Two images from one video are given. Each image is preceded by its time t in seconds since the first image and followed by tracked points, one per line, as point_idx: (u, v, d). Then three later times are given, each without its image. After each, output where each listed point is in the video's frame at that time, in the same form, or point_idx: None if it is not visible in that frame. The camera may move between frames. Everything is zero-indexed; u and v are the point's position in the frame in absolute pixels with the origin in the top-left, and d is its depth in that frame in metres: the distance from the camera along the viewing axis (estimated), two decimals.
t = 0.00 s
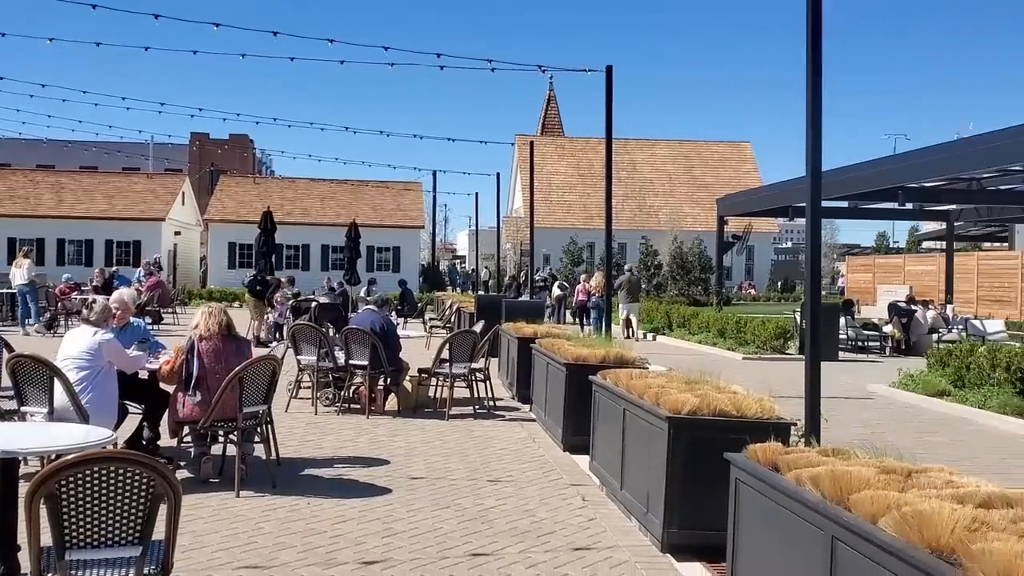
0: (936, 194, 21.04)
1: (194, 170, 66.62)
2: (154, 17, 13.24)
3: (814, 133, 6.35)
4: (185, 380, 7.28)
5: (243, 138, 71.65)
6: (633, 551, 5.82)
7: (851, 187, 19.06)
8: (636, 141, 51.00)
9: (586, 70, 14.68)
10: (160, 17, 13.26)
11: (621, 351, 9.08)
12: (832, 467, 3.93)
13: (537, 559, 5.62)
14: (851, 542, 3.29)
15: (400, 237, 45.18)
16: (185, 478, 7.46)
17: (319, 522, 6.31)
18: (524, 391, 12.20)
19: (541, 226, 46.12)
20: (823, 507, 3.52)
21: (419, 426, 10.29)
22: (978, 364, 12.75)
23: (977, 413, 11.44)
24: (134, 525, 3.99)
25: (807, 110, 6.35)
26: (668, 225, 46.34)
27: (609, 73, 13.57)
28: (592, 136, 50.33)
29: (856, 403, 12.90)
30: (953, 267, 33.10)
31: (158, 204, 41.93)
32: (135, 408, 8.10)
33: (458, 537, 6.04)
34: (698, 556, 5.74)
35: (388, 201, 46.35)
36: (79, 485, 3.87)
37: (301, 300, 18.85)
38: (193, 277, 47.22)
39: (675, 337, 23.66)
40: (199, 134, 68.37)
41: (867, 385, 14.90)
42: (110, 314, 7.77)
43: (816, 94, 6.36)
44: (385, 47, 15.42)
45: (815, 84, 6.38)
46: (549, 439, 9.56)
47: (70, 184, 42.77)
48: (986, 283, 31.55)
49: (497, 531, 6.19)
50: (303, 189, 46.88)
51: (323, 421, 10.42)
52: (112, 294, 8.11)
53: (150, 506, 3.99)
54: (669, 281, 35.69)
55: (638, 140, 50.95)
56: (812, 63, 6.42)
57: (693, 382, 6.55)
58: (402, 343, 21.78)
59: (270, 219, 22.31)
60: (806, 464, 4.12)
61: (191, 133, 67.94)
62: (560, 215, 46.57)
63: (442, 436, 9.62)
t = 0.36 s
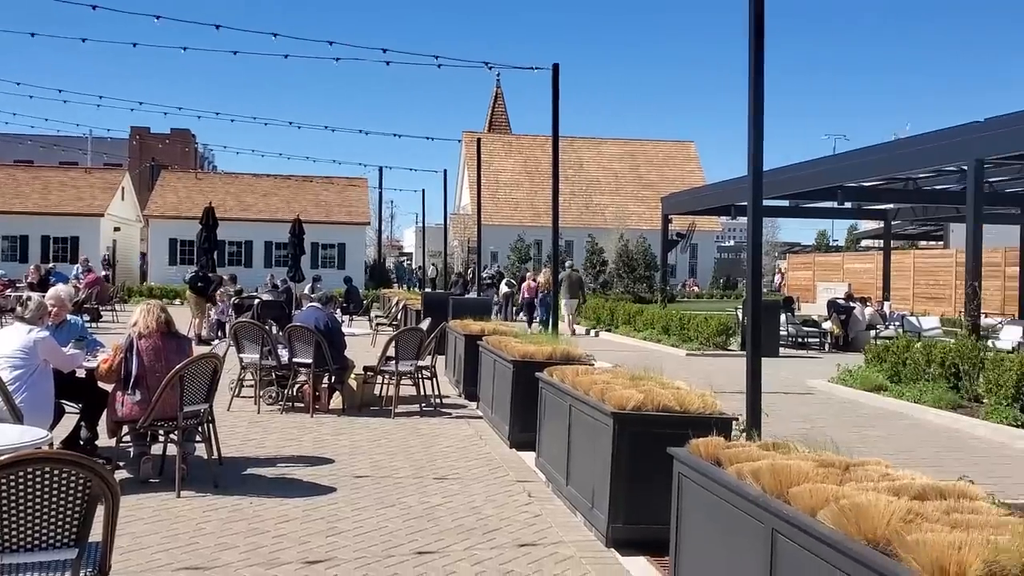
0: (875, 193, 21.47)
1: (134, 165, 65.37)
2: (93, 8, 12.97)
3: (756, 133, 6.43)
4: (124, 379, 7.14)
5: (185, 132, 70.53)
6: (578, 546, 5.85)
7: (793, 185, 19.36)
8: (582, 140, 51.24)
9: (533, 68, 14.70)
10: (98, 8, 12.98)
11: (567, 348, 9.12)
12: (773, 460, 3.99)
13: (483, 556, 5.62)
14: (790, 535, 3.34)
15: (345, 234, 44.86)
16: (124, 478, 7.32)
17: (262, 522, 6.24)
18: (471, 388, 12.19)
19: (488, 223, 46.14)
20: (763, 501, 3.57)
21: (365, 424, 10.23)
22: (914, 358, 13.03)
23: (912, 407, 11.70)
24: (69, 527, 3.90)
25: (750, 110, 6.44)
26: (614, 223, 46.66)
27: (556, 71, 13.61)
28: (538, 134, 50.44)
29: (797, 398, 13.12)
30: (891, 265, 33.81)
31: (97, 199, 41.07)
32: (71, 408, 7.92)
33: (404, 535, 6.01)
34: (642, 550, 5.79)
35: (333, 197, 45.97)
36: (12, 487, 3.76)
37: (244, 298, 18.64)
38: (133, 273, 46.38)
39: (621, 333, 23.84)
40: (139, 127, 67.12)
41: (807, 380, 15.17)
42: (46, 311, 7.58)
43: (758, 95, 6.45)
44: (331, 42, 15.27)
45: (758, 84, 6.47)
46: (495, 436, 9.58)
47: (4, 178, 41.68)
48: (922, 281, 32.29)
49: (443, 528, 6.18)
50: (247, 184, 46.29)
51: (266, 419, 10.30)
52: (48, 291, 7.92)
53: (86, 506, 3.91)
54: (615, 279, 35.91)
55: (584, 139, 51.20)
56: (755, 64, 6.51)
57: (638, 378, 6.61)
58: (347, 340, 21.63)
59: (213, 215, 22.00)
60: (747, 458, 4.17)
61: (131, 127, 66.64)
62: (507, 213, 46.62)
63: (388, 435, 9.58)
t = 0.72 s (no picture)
0: (815, 188, 21.82)
1: (70, 155, 63.87)
2: None
3: (698, 130, 6.49)
4: (59, 374, 6.97)
5: (123, 122, 69.08)
6: (523, 537, 5.87)
7: (735, 180, 19.61)
8: (528, 133, 51.31)
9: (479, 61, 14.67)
10: None
11: (513, 341, 9.13)
12: (714, 450, 4.04)
13: (428, 549, 5.60)
14: (731, 524, 3.39)
15: (288, 227, 44.38)
16: (60, 476, 7.16)
17: (203, 518, 6.15)
18: (416, 382, 12.15)
19: (434, 217, 45.98)
20: (704, 490, 3.61)
21: (308, 419, 10.14)
22: (851, 350, 13.29)
23: (849, 398, 11.94)
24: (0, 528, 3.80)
25: (693, 107, 6.50)
26: (560, 217, 46.80)
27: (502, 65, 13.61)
28: (484, 127, 50.35)
29: (738, 390, 13.32)
30: (830, 259, 34.41)
31: (31, 190, 40.05)
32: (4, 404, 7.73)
33: (348, 530, 5.97)
34: (586, 541, 5.83)
35: (277, 189, 45.44)
36: None
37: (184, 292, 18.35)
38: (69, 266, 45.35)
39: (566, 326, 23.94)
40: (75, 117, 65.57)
41: (748, 372, 15.39)
42: None
43: (701, 91, 6.51)
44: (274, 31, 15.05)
45: (700, 80, 6.53)
46: (441, 430, 9.55)
47: None
48: (860, 274, 32.94)
49: (387, 523, 6.15)
50: (187, 176, 45.52)
51: (208, 415, 10.15)
52: None
53: (19, 505, 3.81)
54: (562, 272, 35.91)
55: (530, 132, 51.27)
56: (698, 60, 6.57)
57: (583, 371, 6.64)
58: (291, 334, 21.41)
59: (152, 208, 21.60)
60: (689, 448, 4.22)
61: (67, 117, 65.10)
62: (453, 206, 46.50)
63: (332, 429, 9.50)
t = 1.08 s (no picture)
0: (762, 185, 22.08)
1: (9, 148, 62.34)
2: None
3: (647, 128, 6.53)
4: None
5: (64, 114, 67.61)
6: (472, 533, 5.86)
7: (684, 177, 19.77)
8: (479, 129, 51.24)
9: (429, 55, 14.60)
10: None
11: (463, 337, 9.10)
12: (661, 444, 4.06)
13: (376, 546, 5.57)
14: (677, 517, 3.42)
15: (235, 221, 43.85)
16: None
17: (147, 518, 6.04)
18: (365, 378, 12.07)
19: (384, 212, 45.73)
20: (650, 484, 3.64)
21: (255, 416, 10.03)
22: (796, 345, 13.49)
23: (794, 392, 12.11)
24: None
25: (643, 104, 6.53)
26: (512, 213, 46.82)
27: (452, 59, 13.58)
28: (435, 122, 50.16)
29: (685, 384, 13.46)
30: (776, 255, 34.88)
31: None
32: None
33: (295, 528, 5.91)
34: (534, 535, 5.84)
35: (224, 184, 44.85)
36: None
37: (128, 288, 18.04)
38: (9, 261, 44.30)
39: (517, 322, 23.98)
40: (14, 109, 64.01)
41: (695, 367, 15.56)
42: None
43: (650, 89, 6.54)
44: (220, 23, 14.84)
45: (649, 78, 6.57)
46: (391, 427, 9.50)
47: None
48: (805, 270, 33.44)
49: (335, 521, 6.10)
50: (132, 170, 44.72)
51: (152, 413, 9.99)
52: None
53: None
54: (513, 268, 35.82)
55: (482, 128, 51.22)
56: (648, 58, 6.60)
57: (532, 366, 6.64)
58: (238, 331, 21.16)
59: (95, 202, 21.19)
60: (636, 442, 4.24)
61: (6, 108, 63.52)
62: (404, 201, 46.28)
63: (279, 427, 9.40)
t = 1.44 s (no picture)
0: (714, 182, 22.28)
1: None
2: None
3: (600, 125, 6.55)
4: None
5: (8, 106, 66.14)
6: (424, 530, 5.84)
7: (637, 174, 19.89)
8: (434, 125, 51.12)
9: (383, 50, 14.52)
10: None
11: (416, 334, 9.06)
12: (613, 439, 4.08)
13: (327, 545, 5.52)
14: (627, 511, 3.44)
15: (185, 216, 43.27)
16: None
17: (92, 518, 5.93)
18: (317, 375, 11.97)
19: (337, 207, 45.40)
20: (602, 478, 3.65)
21: (205, 414, 9.90)
22: (746, 341, 13.65)
23: (744, 386, 12.26)
24: None
25: (596, 101, 6.55)
26: (466, 209, 46.74)
27: (404, 55, 13.52)
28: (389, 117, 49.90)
29: (637, 379, 13.54)
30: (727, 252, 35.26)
31: None
32: None
33: (245, 527, 5.85)
34: (487, 532, 5.84)
35: (173, 178, 44.21)
36: None
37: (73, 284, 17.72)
38: None
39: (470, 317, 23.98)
40: None
41: (647, 362, 15.67)
42: None
43: (603, 86, 6.56)
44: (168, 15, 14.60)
45: (602, 73, 6.59)
46: (343, 424, 9.43)
47: None
48: (755, 267, 33.87)
49: (286, 519, 6.05)
50: (78, 163, 43.88)
51: (98, 411, 9.81)
52: None
53: None
54: (467, 264, 35.63)
55: (436, 124, 51.10)
56: (601, 55, 6.62)
57: (486, 363, 6.63)
58: (187, 328, 20.87)
59: (39, 196, 20.76)
60: (588, 437, 4.25)
61: None
62: (357, 196, 45.99)
63: (229, 425, 9.29)
